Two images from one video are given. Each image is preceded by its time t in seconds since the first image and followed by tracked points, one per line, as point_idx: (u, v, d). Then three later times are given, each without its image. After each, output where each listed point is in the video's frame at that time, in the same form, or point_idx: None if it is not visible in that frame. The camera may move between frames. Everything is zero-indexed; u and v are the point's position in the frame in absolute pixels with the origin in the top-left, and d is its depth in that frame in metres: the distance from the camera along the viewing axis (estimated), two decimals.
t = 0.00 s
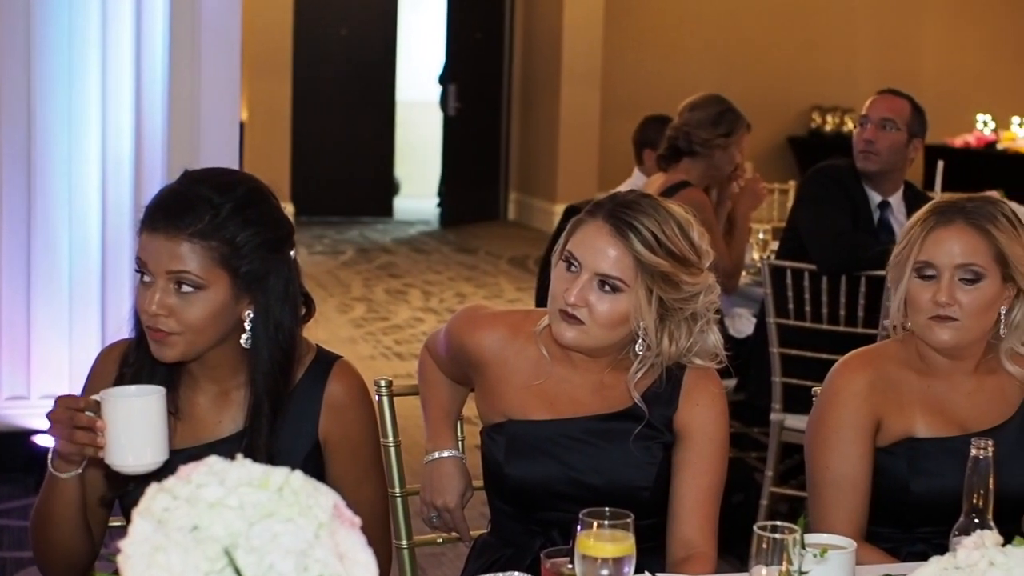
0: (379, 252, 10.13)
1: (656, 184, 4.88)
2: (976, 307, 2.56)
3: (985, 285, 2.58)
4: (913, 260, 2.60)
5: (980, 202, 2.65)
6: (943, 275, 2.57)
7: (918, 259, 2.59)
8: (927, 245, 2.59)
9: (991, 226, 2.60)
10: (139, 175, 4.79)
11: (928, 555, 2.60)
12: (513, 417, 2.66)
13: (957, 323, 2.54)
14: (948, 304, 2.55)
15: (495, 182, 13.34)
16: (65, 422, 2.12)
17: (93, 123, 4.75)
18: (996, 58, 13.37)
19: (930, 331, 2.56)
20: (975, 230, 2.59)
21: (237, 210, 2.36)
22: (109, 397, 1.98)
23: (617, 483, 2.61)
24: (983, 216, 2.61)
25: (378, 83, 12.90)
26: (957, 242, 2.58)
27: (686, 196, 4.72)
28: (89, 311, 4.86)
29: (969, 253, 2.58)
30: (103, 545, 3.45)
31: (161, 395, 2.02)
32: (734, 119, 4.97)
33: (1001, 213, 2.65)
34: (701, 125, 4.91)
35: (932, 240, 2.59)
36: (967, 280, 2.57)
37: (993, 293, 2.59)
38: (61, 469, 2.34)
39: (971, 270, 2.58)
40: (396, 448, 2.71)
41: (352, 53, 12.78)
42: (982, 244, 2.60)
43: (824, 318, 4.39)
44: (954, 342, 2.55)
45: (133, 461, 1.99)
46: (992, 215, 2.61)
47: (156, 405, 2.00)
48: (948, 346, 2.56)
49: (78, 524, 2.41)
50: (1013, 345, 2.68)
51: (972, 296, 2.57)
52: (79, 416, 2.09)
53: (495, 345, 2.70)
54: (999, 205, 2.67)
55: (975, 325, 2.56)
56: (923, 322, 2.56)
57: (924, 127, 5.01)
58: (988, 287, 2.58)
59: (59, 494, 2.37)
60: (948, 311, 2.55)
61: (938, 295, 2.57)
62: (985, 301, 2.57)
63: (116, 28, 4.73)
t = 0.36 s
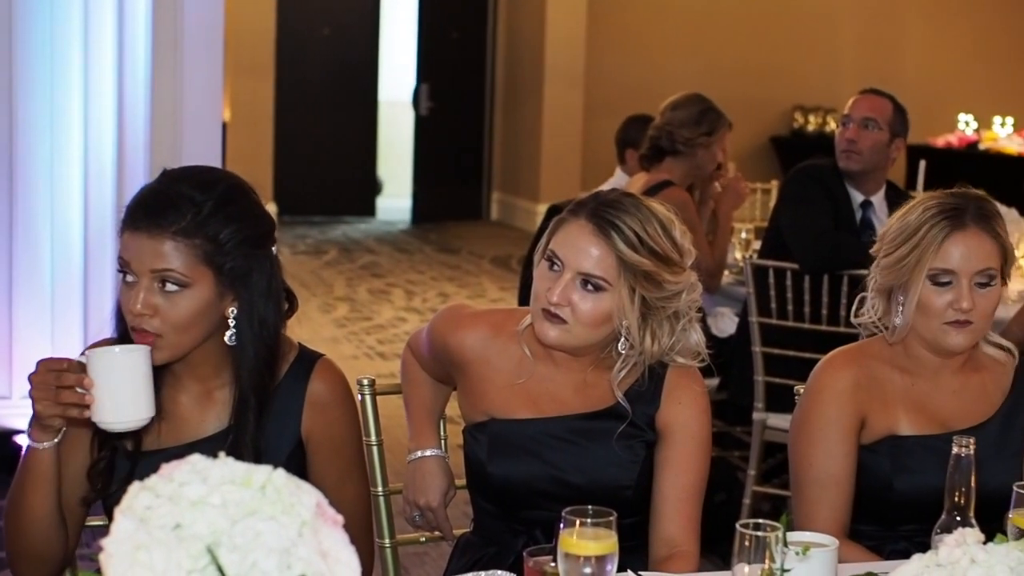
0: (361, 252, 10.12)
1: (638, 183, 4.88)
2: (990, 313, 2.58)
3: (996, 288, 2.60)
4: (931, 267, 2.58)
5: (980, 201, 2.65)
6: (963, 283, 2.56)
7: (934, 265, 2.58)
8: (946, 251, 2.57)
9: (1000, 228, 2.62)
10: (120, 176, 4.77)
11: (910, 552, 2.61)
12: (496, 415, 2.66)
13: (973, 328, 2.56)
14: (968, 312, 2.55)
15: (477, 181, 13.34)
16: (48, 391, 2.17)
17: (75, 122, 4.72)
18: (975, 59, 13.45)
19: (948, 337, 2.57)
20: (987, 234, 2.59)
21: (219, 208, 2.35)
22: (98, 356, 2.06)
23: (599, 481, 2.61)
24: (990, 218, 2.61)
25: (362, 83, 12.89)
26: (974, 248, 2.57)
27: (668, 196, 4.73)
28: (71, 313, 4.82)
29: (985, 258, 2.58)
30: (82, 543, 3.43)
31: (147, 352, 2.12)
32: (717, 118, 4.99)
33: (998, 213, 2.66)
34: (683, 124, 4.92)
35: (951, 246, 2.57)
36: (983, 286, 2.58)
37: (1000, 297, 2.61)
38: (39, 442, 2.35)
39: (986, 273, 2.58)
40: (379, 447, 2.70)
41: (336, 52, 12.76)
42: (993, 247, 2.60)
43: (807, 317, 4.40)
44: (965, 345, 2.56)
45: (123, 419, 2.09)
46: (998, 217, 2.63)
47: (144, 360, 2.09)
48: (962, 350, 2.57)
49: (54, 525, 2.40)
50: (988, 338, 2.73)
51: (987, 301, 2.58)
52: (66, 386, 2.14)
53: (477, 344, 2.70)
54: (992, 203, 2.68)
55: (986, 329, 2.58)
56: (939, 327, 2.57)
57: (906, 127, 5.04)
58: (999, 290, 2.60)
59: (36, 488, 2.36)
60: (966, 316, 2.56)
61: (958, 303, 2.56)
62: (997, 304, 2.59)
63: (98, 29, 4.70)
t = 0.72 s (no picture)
0: (349, 251, 10.11)
1: (625, 183, 4.88)
2: (981, 314, 2.59)
3: (988, 290, 2.60)
4: (924, 267, 2.59)
5: (975, 202, 2.65)
6: (955, 284, 2.57)
7: (929, 265, 2.58)
8: (940, 251, 2.57)
9: (994, 231, 2.62)
10: (109, 175, 4.70)
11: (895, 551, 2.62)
12: (480, 415, 2.66)
13: (965, 328, 2.56)
14: (960, 313, 2.56)
15: (465, 182, 13.35)
16: (44, 374, 2.22)
17: (62, 121, 4.64)
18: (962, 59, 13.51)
19: (940, 337, 2.57)
20: (982, 236, 2.60)
21: (201, 205, 2.35)
22: (95, 338, 2.11)
23: (584, 480, 2.61)
24: (983, 220, 2.62)
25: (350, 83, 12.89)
26: (969, 249, 2.58)
27: (655, 195, 4.73)
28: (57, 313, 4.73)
29: (978, 260, 2.59)
30: (64, 541, 3.43)
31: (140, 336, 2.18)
32: (703, 116, 4.99)
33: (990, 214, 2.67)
34: (670, 123, 4.92)
35: (945, 246, 2.57)
36: (975, 287, 2.58)
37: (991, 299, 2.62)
38: (32, 428, 2.34)
39: (980, 275, 2.59)
40: (365, 446, 2.71)
41: (324, 52, 12.73)
42: (987, 250, 2.61)
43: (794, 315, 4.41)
44: (956, 344, 2.57)
45: (112, 402, 2.12)
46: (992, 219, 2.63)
47: (139, 345, 2.13)
48: (952, 350, 2.58)
49: (40, 524, 2.38)
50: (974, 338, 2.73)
51: (979, 303, 2.58)
52: (63, 367, 2.20)
53: (462, 344, 2.70)
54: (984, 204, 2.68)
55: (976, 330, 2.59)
56: (931, 326, 2.57)
57: (893, 126, 5.05)
58: (990, 292, 2.61)
59: (22, 484, 2.36)
60: (958, 316, 2.56)
61: (951, 303, 2.57)
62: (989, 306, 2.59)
63: (85, 26, 4.62)
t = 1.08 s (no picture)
0: (337, 251, 10.09)
1: (612, 183, 4.89)
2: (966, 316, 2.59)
3: (974, 292, 2.60)
4: (912, 267, 2.58)
5: (963, 203, 2.65)
6: (943, 285, 2.57)
7: (916, 265, 2.58)
8: (928, 251, 2.57)
9: (980, 233, 2.62)
10: (94, 177, 4.45)
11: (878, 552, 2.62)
12: (463, 415, 2.65)
13: (950, 329, 2.56)
14: (946, 314, 2.56)
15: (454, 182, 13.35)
16: (26, 367, 2.22)
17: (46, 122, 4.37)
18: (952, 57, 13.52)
19: (925, 338, 2.57)
20: (970, 238, 2.59)
21: (180, 206, 2.34)
22: (75, 333, 2.10)
23: (567, 481, 2.61)
24: (971, 222, 2.62)
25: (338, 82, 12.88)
26: (957, 251, 2.58)
27: (640, 195, 4.74)
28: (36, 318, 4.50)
29: (965, 262, 2.59)
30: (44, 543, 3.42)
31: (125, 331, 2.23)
32: (688, 115, 5.00)
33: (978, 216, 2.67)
34: (655, 122, 4.93)
35: (933, 246, 2.57)
36: (962, 289, 2.58)
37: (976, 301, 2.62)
38: (14, 426, 2.34)
39: (966, 277, 2.59)
40: (348, 446, 2.70)
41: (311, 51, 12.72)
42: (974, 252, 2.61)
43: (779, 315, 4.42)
44: (940, 345, 2.57)
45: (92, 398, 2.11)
46: (979, 221, 2.63)
47: (121, 343, 2.12)
48: (936, 351, 2.58)
49: (22, 524, 2.38)
50: (957, 338, 2.74)
51: (965, 305, 2.58)
52: (44, 360, 2.20)
53: (445, 344, 2.69)
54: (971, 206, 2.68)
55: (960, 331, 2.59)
56: (916, 326, 2.57)
57: (879, 125, 5.05)
58: (975, 293, 2.61)
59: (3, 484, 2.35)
60: (943, 317, 2.56)
61: (937, 305, 2.56)
62: (973, 308, 2.60)
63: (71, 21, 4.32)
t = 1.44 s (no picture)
0: (324, 251, 10.07)
1: (596, 181, 4.91)
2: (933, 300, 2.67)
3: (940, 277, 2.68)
4: (880, 252, 2.65)
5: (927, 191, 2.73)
6: (911, 269, 2.64)
7: (885, 252, 2.64)
8: (895, 236, 2.64)
9: (944, 219, 2.70)
10: (77, 172, 4.09)
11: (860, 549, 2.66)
12: (445, 414, 2.64)
13: (917, 316, 2.64)
14: (914, 298, 2.63)
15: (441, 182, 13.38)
16: (4, 361, 2.24)
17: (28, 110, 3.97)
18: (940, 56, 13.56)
19: (894, 324, 2.64)
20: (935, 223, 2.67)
21: (158, 205, 2.34)
22: (57, 325, 2.10)
23: (549, 479, 2.61)
24: (936, 208, 2.70)
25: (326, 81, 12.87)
26: (924, 236, 2.65)
27: (623, 193, 4.76)
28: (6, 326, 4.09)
29: (932, 247, 2.66)
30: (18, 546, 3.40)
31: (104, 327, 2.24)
32: (668, 111, 5.02)
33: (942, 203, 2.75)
34: (637, 118, 4.95)
35: (900, 232, 2.64)
36: (929, 273, 2.66)
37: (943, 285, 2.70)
38: None
39: (932, 262, 2.66)
40: (329, 446, 2.70)
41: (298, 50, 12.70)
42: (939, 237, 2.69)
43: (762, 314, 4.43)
44: (908, 331, 2.65)
45: (69, 390, 2.10)
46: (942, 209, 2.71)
47: (101, 340, 2.12)
48: (905, 337, 2.65)
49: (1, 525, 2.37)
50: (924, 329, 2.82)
51: (932, 289, 2.66)
52: (22, 354, 2.22)
53: (427, 342, 2.68)
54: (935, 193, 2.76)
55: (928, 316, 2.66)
56: (885, 313, 2.64)
57: (863, 124, 5.04)
58: (941, 278, 2.69)
59: None
60: (912, 303, 2.64)
61: (905, 289, 2.64)
62: (940, 293, 2.68)
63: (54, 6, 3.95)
